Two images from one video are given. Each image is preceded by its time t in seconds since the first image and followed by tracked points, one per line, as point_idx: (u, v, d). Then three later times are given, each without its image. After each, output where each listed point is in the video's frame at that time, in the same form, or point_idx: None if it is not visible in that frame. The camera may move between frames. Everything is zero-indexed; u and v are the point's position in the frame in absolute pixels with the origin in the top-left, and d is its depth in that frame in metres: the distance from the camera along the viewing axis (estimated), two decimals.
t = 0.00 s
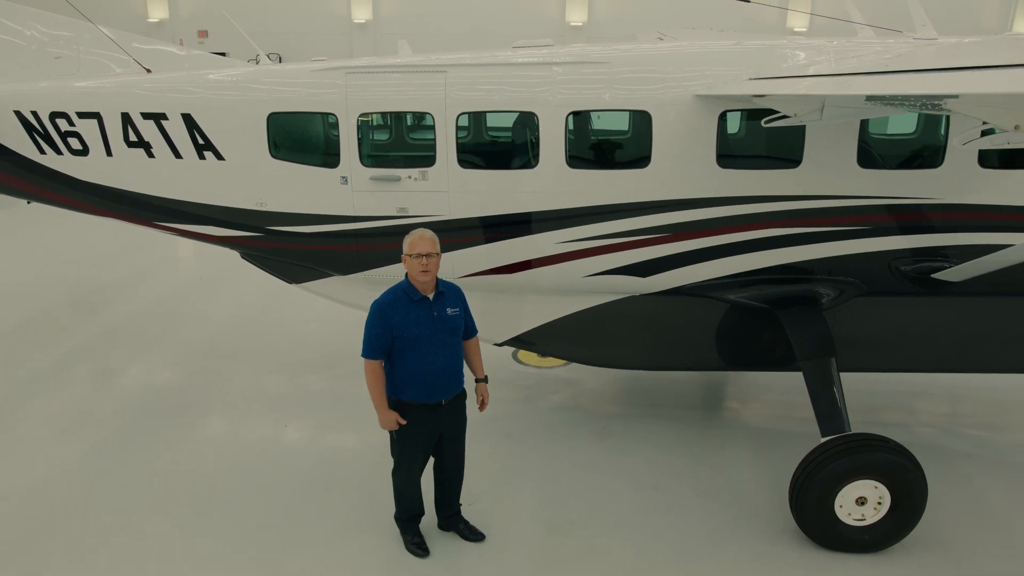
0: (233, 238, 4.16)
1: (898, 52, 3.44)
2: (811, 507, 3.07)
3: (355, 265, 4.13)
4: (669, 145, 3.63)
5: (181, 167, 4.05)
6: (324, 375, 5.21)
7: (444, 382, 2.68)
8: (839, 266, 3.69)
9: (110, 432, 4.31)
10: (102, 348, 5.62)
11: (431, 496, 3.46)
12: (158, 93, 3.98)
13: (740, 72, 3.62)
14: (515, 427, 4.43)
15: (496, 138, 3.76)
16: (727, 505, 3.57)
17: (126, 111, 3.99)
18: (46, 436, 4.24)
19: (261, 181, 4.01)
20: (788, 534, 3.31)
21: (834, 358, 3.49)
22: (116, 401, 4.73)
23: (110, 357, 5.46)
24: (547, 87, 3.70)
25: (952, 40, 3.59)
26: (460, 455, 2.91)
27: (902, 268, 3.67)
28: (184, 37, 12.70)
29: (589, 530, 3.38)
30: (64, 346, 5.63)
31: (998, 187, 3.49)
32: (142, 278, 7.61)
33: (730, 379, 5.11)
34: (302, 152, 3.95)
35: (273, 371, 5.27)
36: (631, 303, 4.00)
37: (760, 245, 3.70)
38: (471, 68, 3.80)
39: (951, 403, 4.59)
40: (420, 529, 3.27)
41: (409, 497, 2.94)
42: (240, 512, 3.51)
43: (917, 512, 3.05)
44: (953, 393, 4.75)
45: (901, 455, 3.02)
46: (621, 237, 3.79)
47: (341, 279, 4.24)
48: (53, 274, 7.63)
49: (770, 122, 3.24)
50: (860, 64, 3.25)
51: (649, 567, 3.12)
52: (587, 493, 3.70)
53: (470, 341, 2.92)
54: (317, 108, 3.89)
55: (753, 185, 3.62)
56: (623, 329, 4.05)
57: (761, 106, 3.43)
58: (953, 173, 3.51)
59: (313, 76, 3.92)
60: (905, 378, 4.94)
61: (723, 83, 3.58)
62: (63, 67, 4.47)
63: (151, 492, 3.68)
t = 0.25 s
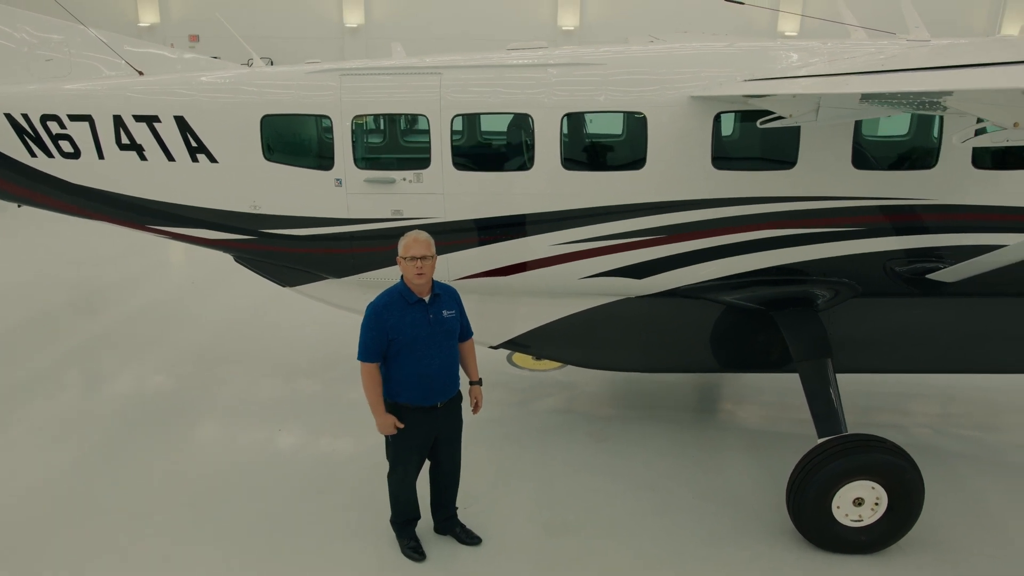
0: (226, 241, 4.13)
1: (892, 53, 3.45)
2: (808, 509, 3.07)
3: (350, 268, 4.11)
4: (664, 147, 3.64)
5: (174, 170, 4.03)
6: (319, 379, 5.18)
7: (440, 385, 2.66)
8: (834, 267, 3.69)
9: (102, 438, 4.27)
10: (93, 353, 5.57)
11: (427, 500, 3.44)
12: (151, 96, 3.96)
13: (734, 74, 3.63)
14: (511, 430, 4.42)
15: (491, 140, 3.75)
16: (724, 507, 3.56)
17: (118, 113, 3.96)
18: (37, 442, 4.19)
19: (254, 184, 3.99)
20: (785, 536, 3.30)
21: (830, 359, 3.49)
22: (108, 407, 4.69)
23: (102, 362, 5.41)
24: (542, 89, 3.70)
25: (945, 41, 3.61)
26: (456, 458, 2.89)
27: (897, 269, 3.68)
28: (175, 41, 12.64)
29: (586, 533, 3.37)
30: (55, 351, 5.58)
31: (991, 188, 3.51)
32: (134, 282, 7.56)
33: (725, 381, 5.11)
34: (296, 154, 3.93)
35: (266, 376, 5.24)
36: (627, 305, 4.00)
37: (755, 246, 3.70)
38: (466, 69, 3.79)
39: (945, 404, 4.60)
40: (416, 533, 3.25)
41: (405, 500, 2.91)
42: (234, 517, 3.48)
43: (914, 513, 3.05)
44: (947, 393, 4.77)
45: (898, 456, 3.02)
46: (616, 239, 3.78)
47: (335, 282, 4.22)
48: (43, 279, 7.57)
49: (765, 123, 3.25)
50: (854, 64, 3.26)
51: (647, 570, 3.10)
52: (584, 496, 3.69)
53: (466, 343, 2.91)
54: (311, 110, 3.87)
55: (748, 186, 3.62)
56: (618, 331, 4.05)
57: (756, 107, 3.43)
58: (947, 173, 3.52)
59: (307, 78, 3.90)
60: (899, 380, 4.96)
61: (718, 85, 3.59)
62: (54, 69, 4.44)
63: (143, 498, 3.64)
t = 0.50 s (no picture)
0: (219, 244, 4.11)
1: (886, 54, 3.46)
2: (805, 510, 3.06)
3: (344, 271, 4.09)
4: (659, 148, 3.64)
5: (167, 173, 4.00)
6: (313, 383, 5.15)
7: (437, 388, 2.65)
8: (829, 268, 3.70)
9: (94, 444, 4.23)
10: (85, 358, 5.52)
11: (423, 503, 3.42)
12: (143, 98, 3.93)
13: (729, 75, 3.63)
14: (507, 434, 4.40)
15: (486, 141, 3.74)
16: (721, 509, 3.56)
17: (110, 116, 3.94)
18: (28, 448, 4.15)
19: (247, 186, 3.97)
20: (782, 537, 3.30)
21: (826, 360, 3.49)
22: (100, 413, 4.65)
23: (93, 367, 5.37)
24: (537, 91, 3.70)
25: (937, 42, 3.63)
26: (453, 460, 2.88)
27: (892, 270, 3.68)
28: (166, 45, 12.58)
29: (584, 536, 3.35)
30: (46, 357, 5.53)
31: (985, 188, 3.52)
32: (125, 287, 7.51)
33: (720, 383, 5.11)
34: (290, 156, 3.91)
35: (260, 380, 5.20)
36: (622, 307, 3.99)
37: (750, 247, 3.70)
38: (460, 71, 3.79)
39: (939, 405, 4.61)
40: (412, 537, 3.23)
41: (401, 504, 2.89)
42: (228, 522, 3.45)
43: (911, 513, 3.05)
44: (942, 394, 4.78)
45: (894, 456, 3.02)
46: (611, 241, 3.78)
47: (330, 285, 4.20)
48: (33, 284, 7.51)
49: (761, 124, 3.25)
50: (849, 64, 3.26)
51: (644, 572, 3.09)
52: (581, 499, 3.67)
53: (462, 345, 2.89)
54: (305, 112, 3.86)
55: (743, 188, 3.62)
56: (614, 333, 4.04)
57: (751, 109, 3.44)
58: (941, 174, 3.53)
59: (301, 80, 3.89)
60: (894, 381, 4.97)
61: (713, 86, 3.59)
62: (45, 72, 4.41)
63: (136, 504, 3.61)
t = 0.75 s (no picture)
0: (212, 247, 4.08)
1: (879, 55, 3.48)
2: (802, 511, 3.06)
3: (338, 274, 4.06)
4: (654, 150, 3.64)
5: (160, 175, 3.98)
6: (307, 387, 5.12)
7: (433, 390, 2.63)
8: (824, 269, 3.70)
9: (86, 449, 4.19)
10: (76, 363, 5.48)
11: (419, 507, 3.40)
12: (136, 100, 3.91)
13: (724, 76, 3.64)
14: (503, 437, 4.38)
15: (481, 143, 3.74)
16: (718, 511, 3.55)
17: (103, 118, 3.91)
18: (18, 454, 4.11)
19: (241, 189, 3.95)
20: (780, 539, 3.29)
21: (821, 361, 3.49)
22: (92, 418, 4.61)
23: (85, 372, 5.32)
24: (532, 93, 3.69)
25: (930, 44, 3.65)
26: (449, 463, 2.86)
27: (887, 271, 3.69)
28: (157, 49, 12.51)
29: (581, 538, 3.34)
30: (37, 362, 5.48)
31: (978, 189, 3.54)
32: (117, 291, 7.46)
33: (715, 385, 5.11)
34: (284, 159, 3.90)
35: (253, 384, 5.17)
36: (618, 308, 3.99)
37: (745, 249, 3.70)
38: (455, 73, 3.78)
39: (934, 406, 4.63)
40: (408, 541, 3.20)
41: (397, 508, 2.87)
42: (222, 527, 3.42)
43: (908, 514, 3.05)
44: (936, 396, 4.79)
45: (891, 456, 3.02)
46: (606, 242, 3.77)
47: (324, 288, 4.18)
48: (23, 289, 7.45)
49: (756, 125, 3.26)
50: (843, 65, 3.27)
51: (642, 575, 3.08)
52: (577, 502, 3.66)
53: (457, 347, 2.88)
54: (299, 114, 3.84)
55: (738, 189, 3.63)
56: (610, 335, 4.03)
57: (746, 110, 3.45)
58: (935, 175, 3.54)
59: (295, 82, 3.87)
60: (888, 383, 4.98)
61: (708, 87, 3.60)
62: (36, 74, 4.38)
63: (128, 510, 3.57)
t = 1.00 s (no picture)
0: (204, 250, 4.06)
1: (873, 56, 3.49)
2: (799, 512, 3.06)
3: (332, 276, 4.04)
4: (650, 151, 3.64)
5: (152, 178, 3.95)
6: (301, 392, 5.09)
7: (428, 392, 2.62)
8: (819, 270, 3.71)
9: (76, 455, 4.15)
10: (67, 369, 5.43)
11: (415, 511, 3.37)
12: (128, 102, 3.89)
13: (718, 78, 3.65)
14: (498, 440, 4.36)
15: (475, 145, 3.73)
16: (715, 513, 3.54)
17: (94, 121, 3.88)
18: (9, 460, 4.06)
19: (234, 192, 3.92)
20: (777, 540, 3.28)
21: (817, 362, 3.49)
22: (83, 423, 4.56)
23: (76, 378, 5.28)
24: (527, 94, 3.69)
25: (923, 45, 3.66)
26: (445, 466, 2.84)
27: (881, 272, 3.70)
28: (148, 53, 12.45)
29: (578, 541, 3.32)
30: (27, 367, 5.43)
31: (972, 190, 3.55)
32: (108, 296, 7.40)
33: (710, 387, 5.11)
34: (278, 161, 3.88)
35: (246, 389, 5.13)
36: (613, 311, 3.98)
37: (740, 250, 3.70)
38: (449, 74, 3.77)
39: (928, 407, 4.64)
40: (404, 545, 3.18)
41: (393, 512, 2.85)
42: (216, 533, 3.38)
43: (904, 514, 3.05)
44: (930, 397, 4.81)
45: (887, 457, 3.02)
46: (601, 244, 3.76)
47: (317, 291, 4.15)
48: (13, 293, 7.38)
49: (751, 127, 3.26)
50: (838, 65, 3.28)
51: None
52: (574, 505, 3.64)
53: (453, 349, 2.86)
54: (293, 116, 3.83)
55: (733, 191, 3.63)
56: (605, 337, 4.03)
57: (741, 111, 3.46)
58: (928, 176, 3.56)
59: (288, 84, 3.86)
60: (883, 384, 4.99)
61: (703, 88, 3.60)
62: (27, 77, 4.35)
63: (121, 516, 3.53)
